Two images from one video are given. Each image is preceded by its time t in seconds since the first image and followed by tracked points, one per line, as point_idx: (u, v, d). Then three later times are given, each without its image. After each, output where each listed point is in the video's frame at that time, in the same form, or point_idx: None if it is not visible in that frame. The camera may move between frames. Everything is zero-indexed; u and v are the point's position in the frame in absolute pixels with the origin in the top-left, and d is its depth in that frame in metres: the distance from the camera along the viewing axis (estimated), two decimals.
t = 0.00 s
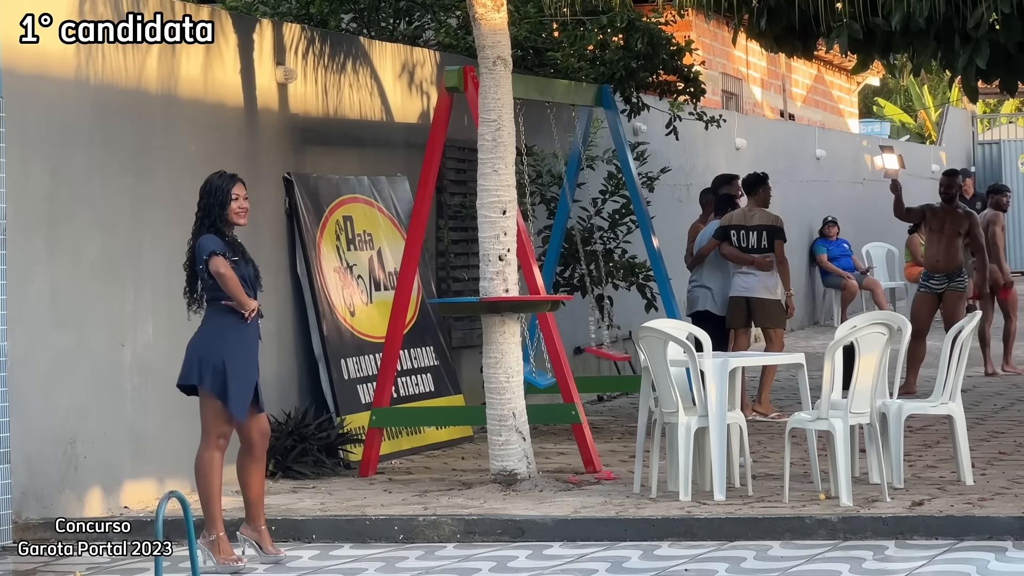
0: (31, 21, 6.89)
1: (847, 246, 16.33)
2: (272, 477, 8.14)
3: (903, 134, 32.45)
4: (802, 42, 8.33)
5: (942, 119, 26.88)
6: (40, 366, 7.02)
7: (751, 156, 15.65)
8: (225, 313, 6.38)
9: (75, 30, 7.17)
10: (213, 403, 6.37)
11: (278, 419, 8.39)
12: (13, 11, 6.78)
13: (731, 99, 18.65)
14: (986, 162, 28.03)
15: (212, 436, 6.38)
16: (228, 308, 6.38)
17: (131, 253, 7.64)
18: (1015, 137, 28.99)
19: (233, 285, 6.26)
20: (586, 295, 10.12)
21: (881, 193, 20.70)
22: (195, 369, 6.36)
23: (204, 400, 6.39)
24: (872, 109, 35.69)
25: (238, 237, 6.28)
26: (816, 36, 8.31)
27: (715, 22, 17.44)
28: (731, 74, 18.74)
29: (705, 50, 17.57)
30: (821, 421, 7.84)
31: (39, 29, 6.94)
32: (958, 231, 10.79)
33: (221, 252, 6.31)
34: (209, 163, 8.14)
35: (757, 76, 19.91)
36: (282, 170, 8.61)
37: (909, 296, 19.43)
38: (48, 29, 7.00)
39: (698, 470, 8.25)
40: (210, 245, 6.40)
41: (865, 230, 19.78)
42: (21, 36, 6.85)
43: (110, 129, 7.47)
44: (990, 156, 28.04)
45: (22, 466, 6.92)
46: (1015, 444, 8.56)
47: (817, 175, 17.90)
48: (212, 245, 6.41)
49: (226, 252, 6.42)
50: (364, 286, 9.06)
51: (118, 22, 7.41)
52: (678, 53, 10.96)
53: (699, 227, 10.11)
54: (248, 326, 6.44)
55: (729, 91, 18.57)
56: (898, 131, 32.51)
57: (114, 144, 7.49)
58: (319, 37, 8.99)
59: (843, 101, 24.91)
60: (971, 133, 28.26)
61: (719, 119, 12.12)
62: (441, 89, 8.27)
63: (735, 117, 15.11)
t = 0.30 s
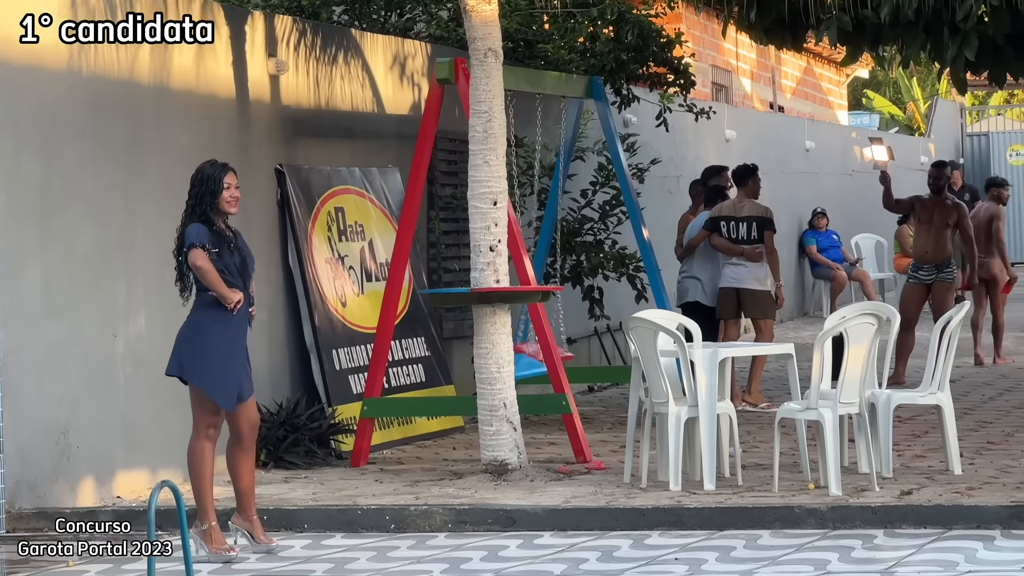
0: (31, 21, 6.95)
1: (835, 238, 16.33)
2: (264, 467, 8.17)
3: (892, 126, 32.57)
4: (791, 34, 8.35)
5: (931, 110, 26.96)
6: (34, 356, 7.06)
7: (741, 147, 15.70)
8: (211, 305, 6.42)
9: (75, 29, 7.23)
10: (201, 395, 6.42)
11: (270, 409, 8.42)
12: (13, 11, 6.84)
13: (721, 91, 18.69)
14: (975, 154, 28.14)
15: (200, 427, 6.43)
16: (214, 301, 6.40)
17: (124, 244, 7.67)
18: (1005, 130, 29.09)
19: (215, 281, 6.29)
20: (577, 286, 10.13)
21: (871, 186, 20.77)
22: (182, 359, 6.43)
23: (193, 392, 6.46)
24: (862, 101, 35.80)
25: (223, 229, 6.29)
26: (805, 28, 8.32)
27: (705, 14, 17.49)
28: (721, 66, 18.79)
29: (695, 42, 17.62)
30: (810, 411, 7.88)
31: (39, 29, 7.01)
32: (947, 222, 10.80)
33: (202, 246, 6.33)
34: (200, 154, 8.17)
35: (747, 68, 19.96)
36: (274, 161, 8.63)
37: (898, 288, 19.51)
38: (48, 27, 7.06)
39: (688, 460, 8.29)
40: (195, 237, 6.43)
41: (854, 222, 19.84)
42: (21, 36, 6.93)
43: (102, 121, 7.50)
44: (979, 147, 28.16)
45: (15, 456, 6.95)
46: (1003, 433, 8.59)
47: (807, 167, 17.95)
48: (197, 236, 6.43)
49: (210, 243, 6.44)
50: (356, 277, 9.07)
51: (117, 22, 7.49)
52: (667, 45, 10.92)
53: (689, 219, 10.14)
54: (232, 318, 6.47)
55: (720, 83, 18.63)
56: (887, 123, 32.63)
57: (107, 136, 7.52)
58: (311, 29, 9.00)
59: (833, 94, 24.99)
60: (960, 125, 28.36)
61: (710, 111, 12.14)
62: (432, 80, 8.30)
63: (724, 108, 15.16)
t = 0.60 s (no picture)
0: (31, 21, 7.08)
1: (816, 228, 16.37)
2: (248, 457, 8.20)
3: (874, 120, 32.78)
4: (774, 27, 8.38)
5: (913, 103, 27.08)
6: (19, 347, 7.08)
7: (723, 140, 15.78)
8: (213, 294, 6.46)
9: (75, 29, 7.37)
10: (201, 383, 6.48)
11: (255, 400, 8.46)
12: (14, 11, 6.98)
13: (705, 84, 18.73)
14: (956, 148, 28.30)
15: (199, 416, 6.47)
16: (216, 295, 6.45)
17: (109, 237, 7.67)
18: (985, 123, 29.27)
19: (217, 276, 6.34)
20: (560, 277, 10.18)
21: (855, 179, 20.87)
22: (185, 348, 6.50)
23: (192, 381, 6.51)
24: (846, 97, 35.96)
25: (226, 217, 6.34)
26: (788, 20, 8.35)
27: (687, 7, 17.53)
28: (705, 61, 18.83)
29: (678, 36, 17.68)
30: (793, 401, 7.93)
31: (38, 29, 7.14)
32: (928, 214, 10.86)
33: (207, 237, 6.37)
34: (186, 146, 8.20)
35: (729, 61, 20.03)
36: (259, 153, 8.66)
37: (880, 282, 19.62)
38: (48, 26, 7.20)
39: (671, 450, 8.35)
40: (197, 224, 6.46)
41: (836, 215, 19.93)
42: (22, 36, 7.05)
43: (89, 113, 7.52)
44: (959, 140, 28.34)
45: None
46: (983, 423, 8.65)
47: (789, 159, 18.02)
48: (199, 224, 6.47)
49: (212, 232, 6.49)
50: (340, 268, 9.11)
51: (118, 22, 7.64)
52: (650, 37, 11.04)
53: (672, 211, 10.19)
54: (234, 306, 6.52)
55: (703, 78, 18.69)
56: (868, 117, 32.79)
57: (92, 128, 7.53)
58: (296, 21, 9.02)
59: (815, 87, 25.07)
60: (941, 119, 28.52)
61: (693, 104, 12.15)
62: (416, 72, 8.34)
63: (708, 101, 15.21)
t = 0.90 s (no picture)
0: (31, 21, 7.24)
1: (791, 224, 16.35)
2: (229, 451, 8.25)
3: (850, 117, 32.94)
4: (750, 24, 8.44)
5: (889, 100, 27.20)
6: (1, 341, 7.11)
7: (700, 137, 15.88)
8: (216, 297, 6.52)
9: (75, 29, 7.53)
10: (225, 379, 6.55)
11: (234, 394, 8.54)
12: (15, 11, 7.13)
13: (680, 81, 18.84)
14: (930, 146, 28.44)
15: (253, 411, 6.51)
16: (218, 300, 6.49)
17: (89, 233, 7.70)
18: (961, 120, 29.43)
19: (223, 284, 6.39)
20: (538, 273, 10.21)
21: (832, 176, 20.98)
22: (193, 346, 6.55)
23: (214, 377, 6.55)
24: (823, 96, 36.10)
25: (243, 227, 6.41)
26: (763, 18, 8.40)
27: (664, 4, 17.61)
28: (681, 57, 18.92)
29: (656, 33, 17.75)
30: (769, 395, 7.99)
31: (38, 29, 7.29)
32: (902, 210, 10.91)
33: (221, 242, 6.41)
34: (166, 141, 8.24)
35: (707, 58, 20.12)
36: (239, 149, 8.73)
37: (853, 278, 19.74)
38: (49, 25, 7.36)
39: (648, 443, 8.41)
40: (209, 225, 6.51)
41: (814, 212, 20.03)
42: (22, 36, 7.19)
43: (69, 111, 7.54)
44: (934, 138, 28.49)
45: None
46: (957, 416, 8.71)
47: (766, 155, 18.11)
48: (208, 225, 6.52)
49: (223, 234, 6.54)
50: (319, 263, 9.13)
51: (118, 22, 7.80)
52: (628, 34, 10.95)
53: (650, 206, 10.24)
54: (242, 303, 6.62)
55: (677, 73, 18.80)
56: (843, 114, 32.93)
57: (72, 124, 7.56)
58: (275, 18, 9.05)
59: (791, 83, 25.16)
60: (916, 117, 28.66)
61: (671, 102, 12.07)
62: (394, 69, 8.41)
63: (684, 98, 15.31)
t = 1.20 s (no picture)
0: None
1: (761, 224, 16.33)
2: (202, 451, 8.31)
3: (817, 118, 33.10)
4: (719, 26, 8.51)
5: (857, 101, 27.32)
6: None
7: (670, 137, 15.96)
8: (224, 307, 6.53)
9: None
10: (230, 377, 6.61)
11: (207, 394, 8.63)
12: None
13: (650, 81, 18.93)
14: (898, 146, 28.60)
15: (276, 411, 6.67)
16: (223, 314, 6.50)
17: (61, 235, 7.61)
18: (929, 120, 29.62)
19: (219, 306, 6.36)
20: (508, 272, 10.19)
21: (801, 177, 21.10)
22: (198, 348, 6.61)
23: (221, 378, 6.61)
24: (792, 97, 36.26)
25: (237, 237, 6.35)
26: (732, 20, 8.48)
27: (634, 6, 17.65)
28: (649, 59, 18.99)
29: (626, 34, 17.81)
30: (737, 394, 8.05)
31: None
32: (870, 210, 10.98)
33: (215, 258, 6.39)
34: (139, 142, 8.18)
35: (676, 60, 20.22)
36: (211, 150, 8.76)
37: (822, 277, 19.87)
38: None
39: (618, 442, 8.47)
40: (214, 231, 6.53)
41: (782, 212, 20.12)
42: None
43: (42, 111, 7.46)
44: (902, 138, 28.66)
45: None
46: (923, 415, 8.78)
47: (735, 156, 18.20)
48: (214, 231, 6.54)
49: (223, 245, 6.53)
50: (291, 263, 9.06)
51: None
52: (598, 36, 10.67)
53: (620, 206, 10.32)
54: (254, 303, 6.62)
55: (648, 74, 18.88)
56: (812, 114, 33.08)
57: (45, 124, 7.48)
58: (248, 20, 9.04)
59: (759, 84, 25.27)
60: (884, 117, 28.83)
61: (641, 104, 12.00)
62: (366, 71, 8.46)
63: (654, 99, 15.39)
